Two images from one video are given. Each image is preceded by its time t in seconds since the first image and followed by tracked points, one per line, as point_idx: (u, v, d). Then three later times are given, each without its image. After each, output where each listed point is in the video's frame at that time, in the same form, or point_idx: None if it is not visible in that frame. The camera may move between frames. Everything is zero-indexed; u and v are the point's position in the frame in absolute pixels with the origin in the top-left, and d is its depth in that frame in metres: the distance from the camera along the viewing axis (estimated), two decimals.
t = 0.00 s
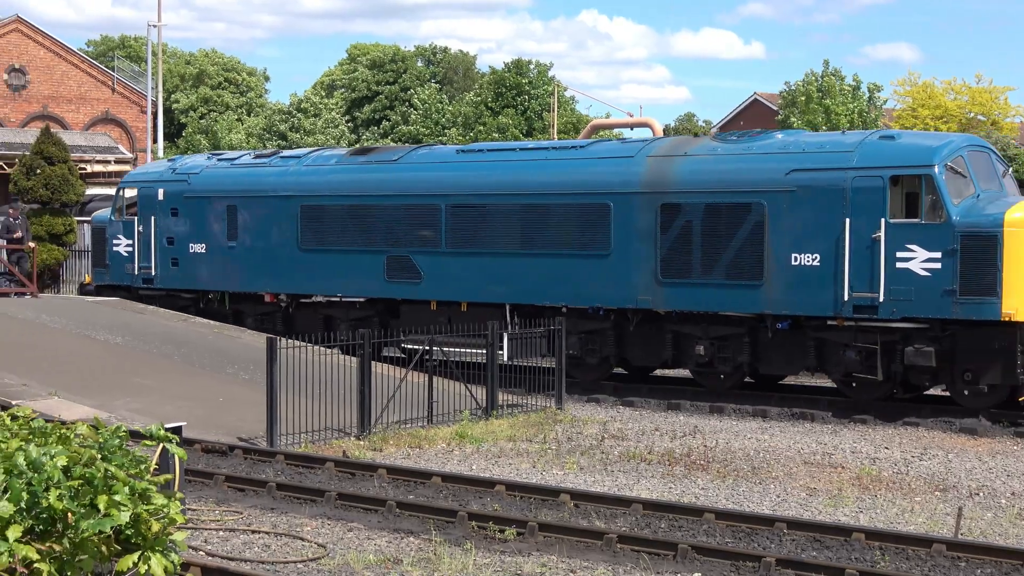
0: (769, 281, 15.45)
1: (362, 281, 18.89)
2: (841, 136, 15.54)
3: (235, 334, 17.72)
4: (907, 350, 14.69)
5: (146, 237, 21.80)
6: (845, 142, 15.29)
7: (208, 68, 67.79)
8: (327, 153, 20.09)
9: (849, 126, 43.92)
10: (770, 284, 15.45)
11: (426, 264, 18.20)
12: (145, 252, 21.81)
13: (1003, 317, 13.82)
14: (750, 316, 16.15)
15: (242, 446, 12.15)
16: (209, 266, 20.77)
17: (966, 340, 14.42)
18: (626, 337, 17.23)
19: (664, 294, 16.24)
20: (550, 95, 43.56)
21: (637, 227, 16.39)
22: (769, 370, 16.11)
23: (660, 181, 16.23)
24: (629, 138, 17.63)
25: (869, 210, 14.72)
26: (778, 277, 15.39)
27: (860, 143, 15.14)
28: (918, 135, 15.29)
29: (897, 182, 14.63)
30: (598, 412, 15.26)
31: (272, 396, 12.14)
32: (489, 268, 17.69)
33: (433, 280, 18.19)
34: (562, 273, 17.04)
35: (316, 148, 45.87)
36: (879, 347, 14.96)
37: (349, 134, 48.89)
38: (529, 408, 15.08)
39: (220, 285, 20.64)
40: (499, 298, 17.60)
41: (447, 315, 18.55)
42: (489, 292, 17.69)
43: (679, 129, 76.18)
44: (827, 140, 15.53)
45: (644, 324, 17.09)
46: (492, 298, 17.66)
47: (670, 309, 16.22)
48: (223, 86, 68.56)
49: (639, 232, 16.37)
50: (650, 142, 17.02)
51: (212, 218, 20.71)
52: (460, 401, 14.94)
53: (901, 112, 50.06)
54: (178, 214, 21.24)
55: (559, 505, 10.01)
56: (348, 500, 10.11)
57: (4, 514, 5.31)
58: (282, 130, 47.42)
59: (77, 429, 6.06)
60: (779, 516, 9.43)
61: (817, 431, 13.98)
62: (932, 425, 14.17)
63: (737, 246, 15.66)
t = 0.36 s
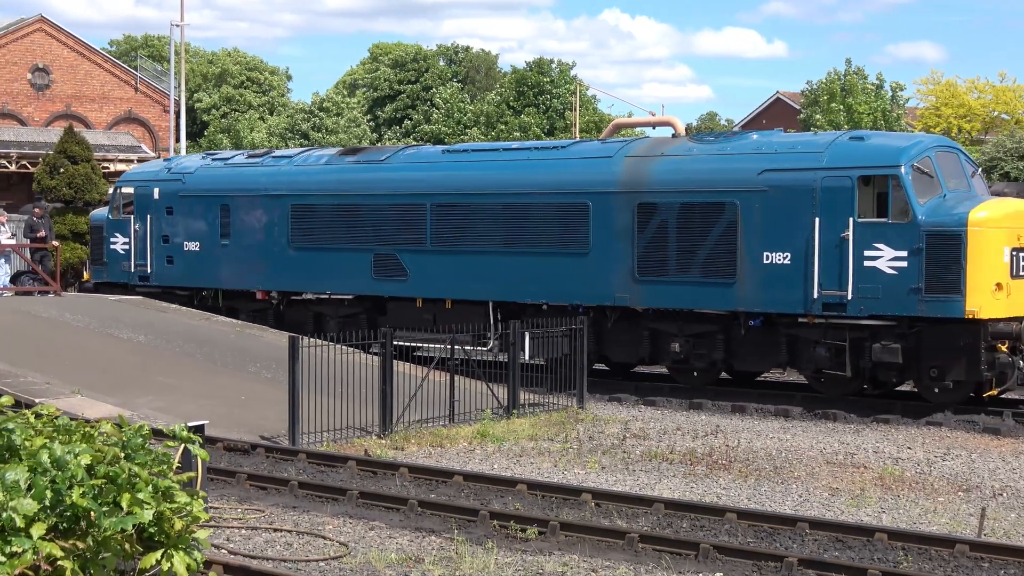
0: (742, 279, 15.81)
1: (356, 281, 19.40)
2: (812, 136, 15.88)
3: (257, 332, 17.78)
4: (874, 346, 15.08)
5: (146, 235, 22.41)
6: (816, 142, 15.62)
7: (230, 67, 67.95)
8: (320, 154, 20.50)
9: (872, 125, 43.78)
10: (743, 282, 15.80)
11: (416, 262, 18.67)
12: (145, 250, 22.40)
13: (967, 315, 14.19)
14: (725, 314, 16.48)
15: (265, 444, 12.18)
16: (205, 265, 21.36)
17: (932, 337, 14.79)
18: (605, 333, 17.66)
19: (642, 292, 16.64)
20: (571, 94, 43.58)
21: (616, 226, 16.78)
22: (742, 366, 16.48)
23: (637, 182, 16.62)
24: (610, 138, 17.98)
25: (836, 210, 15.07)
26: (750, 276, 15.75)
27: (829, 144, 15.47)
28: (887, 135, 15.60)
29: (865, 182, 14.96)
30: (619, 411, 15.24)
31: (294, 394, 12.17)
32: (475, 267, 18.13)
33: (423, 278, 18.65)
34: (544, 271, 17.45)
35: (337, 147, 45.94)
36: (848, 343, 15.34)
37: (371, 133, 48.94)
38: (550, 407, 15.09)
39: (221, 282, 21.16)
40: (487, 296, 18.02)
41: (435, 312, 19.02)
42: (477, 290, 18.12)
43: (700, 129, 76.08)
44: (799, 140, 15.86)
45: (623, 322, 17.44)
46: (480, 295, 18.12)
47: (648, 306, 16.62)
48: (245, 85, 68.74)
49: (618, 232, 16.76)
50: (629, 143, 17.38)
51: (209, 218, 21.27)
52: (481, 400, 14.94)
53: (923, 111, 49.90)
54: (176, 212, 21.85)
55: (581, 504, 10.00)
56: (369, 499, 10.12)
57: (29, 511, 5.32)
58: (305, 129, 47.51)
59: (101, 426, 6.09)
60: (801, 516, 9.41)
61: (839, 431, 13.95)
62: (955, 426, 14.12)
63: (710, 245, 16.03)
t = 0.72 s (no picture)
0: (717, 277, 16.01)
1: (343, 278, 19.66)
2: (787, 137, 16.07)
3: (280, 331, 17.83)
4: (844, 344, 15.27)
5: (141, 234, 22.64)
6: (790, 142, 15.81)
7: (253, 65, 68.07)
8: (311, 154, 20.72)
9: (894, 125, 43.63)
10: (718, 279, 16.01)
11: (403, 259, 18.90)
12: (140, 249, 22.63)
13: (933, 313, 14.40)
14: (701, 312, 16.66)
15: (287, 442, 12.21)
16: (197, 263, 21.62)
17: (901, 334, 14.97)
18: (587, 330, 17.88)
19: (621, 289, 16.85)
20: (592, 93, 43.61)
21: (596, 225, 16.99)
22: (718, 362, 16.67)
23: (617, 181, 16.83)
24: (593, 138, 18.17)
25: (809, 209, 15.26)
26: (725, 274, 15.95)
27: (803, 144, 15.65)
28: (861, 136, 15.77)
29: (836, 182, 15.14)
30: (642, 411, 15.23)
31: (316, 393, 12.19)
32: (461, 264, 18.36)
33: (410, 274, 18.90)
34: (528, 268, 17.66)
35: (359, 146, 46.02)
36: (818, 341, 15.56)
37: (393, 132, 49.00)
38: (572, 407, 15.09)
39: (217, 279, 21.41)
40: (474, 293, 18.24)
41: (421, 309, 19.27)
42: (463, 287, 18.35)
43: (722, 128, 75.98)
44: (774, 141, 16.04)
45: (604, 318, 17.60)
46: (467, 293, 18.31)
47: (627, 304, 16.83)
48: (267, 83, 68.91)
49: (598, 230, 16.97)
50: (611, 143, 17.58)
51: (202, 217, 21.53)
52: (503, 398, 14.95)
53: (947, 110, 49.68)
54: (169, 211, 22.09)
55: (603, 503, 10.00)
56: (392, 497, 10.13)
57: (55, 507, 5.34)
58: (328, 128, 47.59)
59: (127, 423, 6.13)
60: (823, 516, 9.39)
61: (861, 431, 13.93)
62: (979, 426, 14.07)
63: (687, 243, 16.23)
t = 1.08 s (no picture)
0: (692, 274, 16.30)
1: (332, 275, 19.97)
2: (762, 137, 16.38)
3: (302, 329, 17.87)
4: (817, 340, 15.65)
5: (140, 231, 23.04)
6: (764, 143, 16.16)
7: (274, 65, 68.13)
8: (303, 153, 21.07)
9: (916, 123, 43.41)
10: (693, 277, 16.30)
11: (390, 258, 19.21)
12: (139, 245, 23.03)
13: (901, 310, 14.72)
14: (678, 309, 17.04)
15: (308, 440, 12.23)
16: (192, 261, 22.03)
17: (872, 330, 15.40)
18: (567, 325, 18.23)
19: (600, 287, 17.13)
20: (614, 91, 43.58)
21: (576, 223, 17.27)
22: (693, 359, 17.04)
23: (598, 180, 17.12)
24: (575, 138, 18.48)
25: (783, 208, 15.57)
26: (700, 271, 16.25)
27: (776, 144, 16.00)
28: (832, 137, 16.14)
29: (807, 182, 15.49)
30: (663, 409, 15.23)
31: (337, 391, 12.20)
32: (449, 262, 18.62)
33: (396, 271, 19.22)
34: (510, 264, 17.96)
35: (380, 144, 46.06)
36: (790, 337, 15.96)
37: (415, 131, 49.00)
38: (593, 406, 15.09)
39: (212, 276, 21.75)
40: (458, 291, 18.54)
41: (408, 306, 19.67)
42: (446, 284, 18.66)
43: (743, 127, 75.80)
44: (748, 141, 16.39)
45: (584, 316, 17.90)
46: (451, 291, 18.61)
47: (606, 301, 17.11)
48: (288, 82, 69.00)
49: (579, 228, 17.25)
50: (593, 143, 17.89)
51: (198, 214, 21.91)
52: (523, 396, 14.95)
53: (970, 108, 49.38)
54: (167, 208, 22.49)
55: (624, 502, 10.00)
56: (413, 495, 10.15)
57: (77, 505, 5.36)
58: (349, 126, 47.61)
59: (148, 421, 6.15)
60: (844, 516, 9.37)
61: (883, 430, 13.91)
62: (1001, 425, 14.03)
63: (664, 241, 16.53)
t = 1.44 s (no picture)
0: (671, 272, 16.67)
1: (326, 272, 20.44)
2: (738, 138, 16.75)
3: (324, 328, 17.90)
4: (789, 336, 16.02)
5: (137, 228, 23.47)
6: (740, 143, 16.52)
7: (296, 64, 68.25)
8: (297, 152, 21.55)
9: (939, 123, 43.21)
10: (672, 275, 16.67)
11: (381, 255, 19.67)
12: (136, 243, 23.45)
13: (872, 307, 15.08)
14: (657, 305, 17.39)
15: (331, 439, 12.25)
16: (189, 258, 22.45)
17: (842, 327, 15.71)
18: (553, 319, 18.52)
19: (582, 284, 17.50)
20: (637, 91, 43.51)
21: (560, 222, 17.64)
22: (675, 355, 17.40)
23: (580, 179, 17.48)
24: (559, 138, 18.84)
25: (758, 208, 15.93)
26: (679, 269, 16.61)
27: (752, 145, 16.36)
28: (807, 137, 16.49)
29: (781, 182, 15.85)
30: (684, 409, 15.24)
31: (359, 389, 12.22)
32: (438, 259, 19.03)
33: (387, 269, 19.66)
34: (496, 262, 18.33)
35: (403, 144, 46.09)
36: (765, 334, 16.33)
37: (436, 130, 49.00)
38: (615, 405, 15.09)
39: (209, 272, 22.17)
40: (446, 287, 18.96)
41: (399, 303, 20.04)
42: (435, 281, 19.08)
43: (765, 126, 75.67)
44: (725, 142, 16.75)
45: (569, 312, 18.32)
46: (439, 287, 19.03)
47: (588, 298, 17.47)
48: (311, 81, 69.04)
49: (562, 226, 17.61)
50: (575, 142, 18.26)
51: (194, 213, 22.35)
52: (545, 395, 14.95)
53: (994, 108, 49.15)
54: (164, 206, 22.92)
55: (645, 501, 9.99)
56: (435, 494, 10.15)
57: (100, 503, 5.38)
58: (371, 126, 47.64)
59: (171, 420, 6.16)
60: (867, 516, 9.35)
61: (907, 429, 13.88)
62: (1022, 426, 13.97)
63: (644, 240, 16.90)
